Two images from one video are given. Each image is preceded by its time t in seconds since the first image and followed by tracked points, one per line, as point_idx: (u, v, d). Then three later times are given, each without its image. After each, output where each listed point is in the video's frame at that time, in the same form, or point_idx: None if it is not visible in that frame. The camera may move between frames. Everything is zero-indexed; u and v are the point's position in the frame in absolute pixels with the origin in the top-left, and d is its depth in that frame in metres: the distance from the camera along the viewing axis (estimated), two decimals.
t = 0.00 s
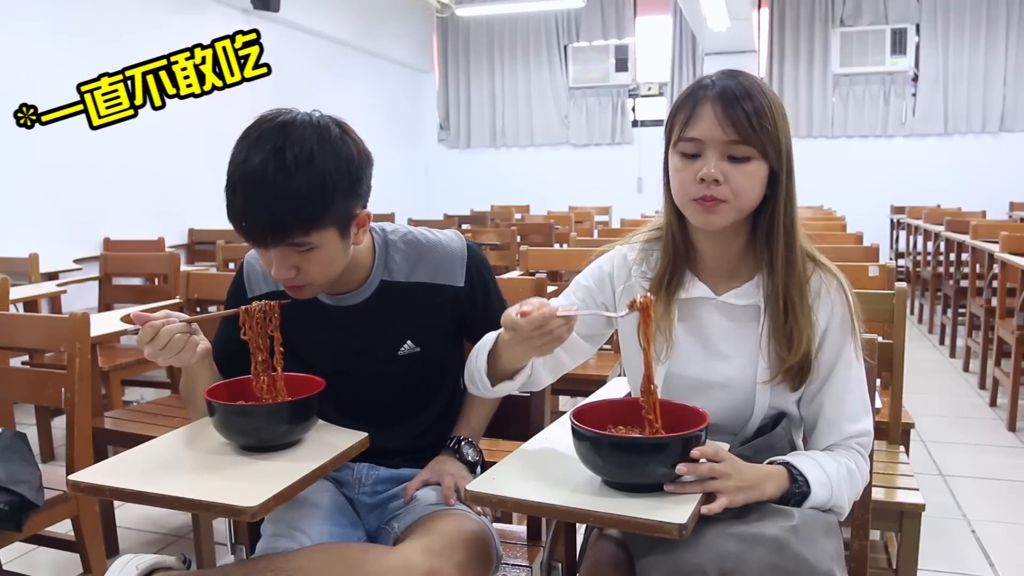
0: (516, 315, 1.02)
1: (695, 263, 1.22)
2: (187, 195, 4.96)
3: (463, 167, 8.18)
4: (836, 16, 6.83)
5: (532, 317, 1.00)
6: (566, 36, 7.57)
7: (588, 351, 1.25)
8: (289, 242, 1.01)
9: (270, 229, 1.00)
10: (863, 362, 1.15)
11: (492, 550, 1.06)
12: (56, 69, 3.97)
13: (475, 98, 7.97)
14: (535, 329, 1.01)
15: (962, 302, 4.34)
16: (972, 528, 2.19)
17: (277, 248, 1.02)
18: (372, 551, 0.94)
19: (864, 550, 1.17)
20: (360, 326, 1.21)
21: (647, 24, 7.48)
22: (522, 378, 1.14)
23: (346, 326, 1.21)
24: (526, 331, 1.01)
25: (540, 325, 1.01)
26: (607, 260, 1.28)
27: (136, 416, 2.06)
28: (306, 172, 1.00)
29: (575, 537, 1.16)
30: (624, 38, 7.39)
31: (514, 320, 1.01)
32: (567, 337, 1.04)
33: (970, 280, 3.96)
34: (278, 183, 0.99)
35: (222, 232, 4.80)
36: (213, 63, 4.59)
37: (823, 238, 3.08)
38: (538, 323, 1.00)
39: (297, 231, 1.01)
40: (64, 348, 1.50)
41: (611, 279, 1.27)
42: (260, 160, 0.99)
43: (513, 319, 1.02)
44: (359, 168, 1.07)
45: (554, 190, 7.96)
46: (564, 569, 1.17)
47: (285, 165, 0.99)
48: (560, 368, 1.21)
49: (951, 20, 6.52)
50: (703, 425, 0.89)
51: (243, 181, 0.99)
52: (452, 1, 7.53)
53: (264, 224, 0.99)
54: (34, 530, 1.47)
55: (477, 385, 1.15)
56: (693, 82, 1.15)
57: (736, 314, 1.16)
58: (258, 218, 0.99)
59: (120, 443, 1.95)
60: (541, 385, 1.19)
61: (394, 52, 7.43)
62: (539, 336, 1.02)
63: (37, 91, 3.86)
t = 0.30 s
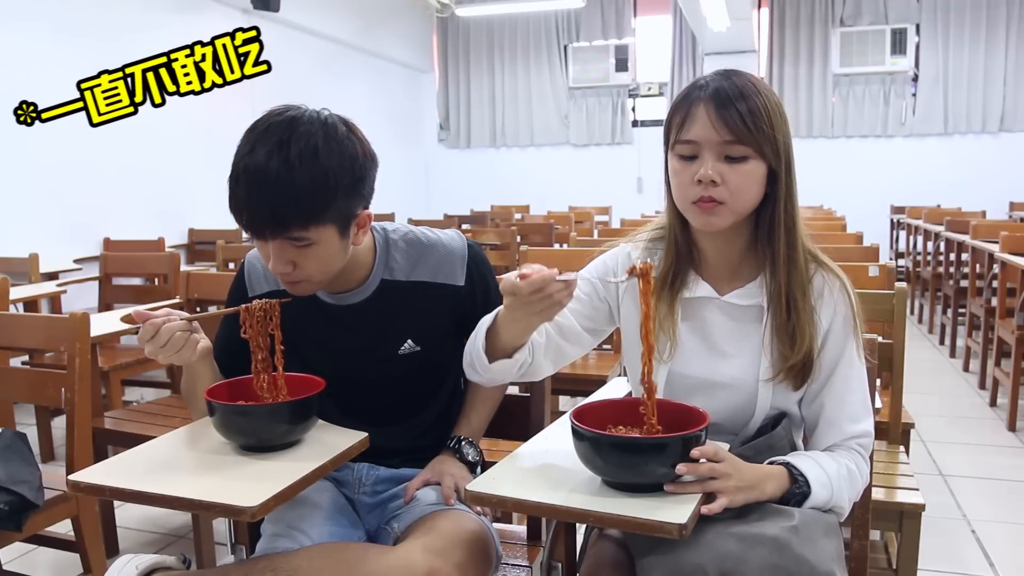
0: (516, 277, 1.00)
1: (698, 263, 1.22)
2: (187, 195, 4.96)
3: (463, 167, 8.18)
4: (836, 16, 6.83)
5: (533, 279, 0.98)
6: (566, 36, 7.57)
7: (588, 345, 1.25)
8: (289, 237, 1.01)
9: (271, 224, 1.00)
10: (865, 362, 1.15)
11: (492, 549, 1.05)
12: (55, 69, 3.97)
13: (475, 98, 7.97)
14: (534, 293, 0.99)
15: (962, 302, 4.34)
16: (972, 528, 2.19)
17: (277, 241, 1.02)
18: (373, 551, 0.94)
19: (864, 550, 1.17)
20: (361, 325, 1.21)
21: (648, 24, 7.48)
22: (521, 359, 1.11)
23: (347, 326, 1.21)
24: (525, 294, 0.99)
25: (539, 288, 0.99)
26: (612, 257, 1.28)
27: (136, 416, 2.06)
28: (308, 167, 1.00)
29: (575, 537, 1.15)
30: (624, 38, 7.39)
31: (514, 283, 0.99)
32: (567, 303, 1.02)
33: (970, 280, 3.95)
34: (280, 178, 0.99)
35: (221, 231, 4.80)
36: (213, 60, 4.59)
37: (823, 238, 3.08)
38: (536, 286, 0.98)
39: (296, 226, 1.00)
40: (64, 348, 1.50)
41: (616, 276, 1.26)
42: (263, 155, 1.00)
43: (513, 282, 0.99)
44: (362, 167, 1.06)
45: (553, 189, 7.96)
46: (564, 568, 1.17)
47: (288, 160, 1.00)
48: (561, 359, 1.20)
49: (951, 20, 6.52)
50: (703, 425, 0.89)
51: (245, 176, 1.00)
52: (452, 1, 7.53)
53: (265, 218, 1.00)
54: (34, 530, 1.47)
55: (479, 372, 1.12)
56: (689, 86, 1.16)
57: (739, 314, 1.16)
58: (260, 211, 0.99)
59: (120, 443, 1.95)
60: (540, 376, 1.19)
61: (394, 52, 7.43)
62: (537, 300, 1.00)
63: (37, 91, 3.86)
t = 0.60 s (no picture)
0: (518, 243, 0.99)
1: (699, 262, 1.22)
2: (186, 195, 4.96)
3: (463, 167, 8.18)
4: (836, 16, 6.83)
5: (534, 246, 0.98)
6: (566, 36, 7.57)
7: (592, 339, 1.25)
8: (286, 237, 1.01)
9: (269, 224, 1.00)
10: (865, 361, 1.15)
11: (492, 549, 1.05)
12: (55, 69, 3.97)
13: (475, 98, 7.97)
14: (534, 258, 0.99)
15: (962, 302, 4.34)
16: (972, 528, 2.19)
17: (274, 240, 1.02)
18: (373, 551, 0.94)
19: (864, 550, 1.18)
20: (361, 325, 1.21)
21: (647, 24, 7.48)
22: (523, 341, 1.10)
23: (347, 326, 1.21)
24: (526, 261, 0.99)
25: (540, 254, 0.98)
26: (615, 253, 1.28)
27: (136, 416, 2.06)
28: (305, 166, 1.00)
29: (575, 538, 1.15)
30: (624, 38, 7.39)
31: (515, 251, 0.99)
32: (569, 273, 1.01)
33: (970, 280, 3.96)
34: (278, 178, 0.99)
35: (221, 231, 4.80)
36: (213, 69, 4.56)
37: (823, 238, 3.08)
38: (537, 251, 0.98)
39: (294, 226, 1.00)
40: (64, 348, 1.50)
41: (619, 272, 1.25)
42: (261, 155, 1.00)
43: (514, 251, 0.99)
44: (359, 167, 1.07)
45: (553, 189, 7.97)
46: (564, 568, 1.17)
47: (285, 161, 1.00)
48: (562, 351, 1.20)
49: (951, 20, 6.52)
50: (703, 425, 0.89)
51: (243, 176, 1.00)
52: (452, 1, 7.53)
53: (262, 217, 1.00)
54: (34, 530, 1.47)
55: (478, 359, 1.11)
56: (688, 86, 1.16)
57: (740, 314, 1.16)
58: (256, 212, 1.00)
59: (120, 443, 1.95)
60: (542, 367, 1.18)
61: (394, 52, 7.43)
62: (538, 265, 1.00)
63: (36, 91, 3.86)
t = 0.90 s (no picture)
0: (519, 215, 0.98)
1: (701, 262, 1.22)
2: (186, 195, 4.96)
3: (463, 167, 8.18)
4: (836, 16, 6.83)
5: (533, 216, 0.97)
6: (566, 36, 7.57)
7: (596, 334, 1.25)
8: (286, 237, 1.01)
9: (268, 225, 1.00)
10: (866, 361, 1.15)
11: (492, 550, 1.05)
12: (55, 69, 3.97)
13: (475, 98, 7.97)
14: (534, 228, 0.98)
15: (962, 302, 4.34)
16: (972, 528, 2.19)
17: (274, 240, 1.01)
18: (373, 551, 0.94)
19: (864, 550, 1.17)
20: (361, 325, 1.21)
21: (648, 24, 7.48)
22: (524, 327, 1.08)
23: (347, 326, 1.21)
24: (526, 232, 0.98)
25: (540, 224, 0.97)
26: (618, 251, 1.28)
27: (136, 416, 2.06)
28: (304, 164, 1.00)
29: (574, 538, 1.16)
30: (624, 38, 7.39)
31: (515, 224, 0.98)
32: (569, 245, 0.99)
33: (970, 280, 3.96)
34: (277, 178, 0.99)
35: (221, 231, 4.80)
36: (212, 66, 4.62)
37: (823, 238, 3.09)
38: (537, 222, 0.97)
39: (294, 227, 1.00)
40: (64, 348, 1.50)
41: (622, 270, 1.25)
42: (259, 155, 1.00)
43: (514, 223, 0.98)
44: (358, 167, 1.07)
45: (553, 189, 7.97)
46: (564, 568, 1.17)
47: (284, 161, 1.00)
48: (566, 347, 1.20)
49: (951, 20, 6.52)
50: (703, 425, 0.89)
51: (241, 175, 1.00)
52: (452, 1, 7.53)
53: (261, 217, 0.99)
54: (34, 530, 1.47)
55: (481, 350, 1.10)
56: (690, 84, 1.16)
57: (741, 314, 1.16)
58: (255, 212, 0.99)
59: (120, 443, 1.95)
60: (546, 361, 1.18)
61: (394, 52, 7.42)
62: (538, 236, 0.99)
63: (36, 91, 3.86)
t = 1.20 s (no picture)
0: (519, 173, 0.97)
1: (702, 261, 1.21)
2: (186, 195, 4.96)
3: (463, 167, 8.18)
4: (836, 17, 6.83)
5: (534, 173, 0.95)
6: (566, 36, 7.57)
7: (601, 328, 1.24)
8: (281, 238, 1.01)
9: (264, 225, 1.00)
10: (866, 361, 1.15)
11: (491, 550, 1.05)
12: (55, 69, 3.97)
13: (475, 98, 7.97)
14: (533, 188, 0.96)
15: (962, 302, 4.34)
16: (972, 528, 2.19)
17: (270, 240, 1.02)
18: (373, 551, 0.94)
19: (864, 550, 1.17)
20: (360, 325, 1.21)
21: (648, 24, 7.48)
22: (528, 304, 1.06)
23: (347, 326, 1.21)
24: (525, 191, 0.96)
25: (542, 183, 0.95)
26: (620, 248, 1.28)
27: (135, 416, 2.06)
28: (301, 165, 1.00)
29: (575, 538, 1.16)
30: (624, 38, 7.39)
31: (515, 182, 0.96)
32: (571, 205, 0.97)
33: (970, 280, 3.95)
34: (274, 179, 0.99)
35: (221, 231, 4.80)
36: (213, 57, 4.61)
37: (824, 239, 3.09)
38: (538, 180, 0.95)
39: (289, 228, 1.01)
40: (64, 348, 1.50)
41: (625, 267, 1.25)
42: (258, 155, 1.00)
43: (515, 180, 0.96)
44: (359, 169, 1.07)
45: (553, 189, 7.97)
46: (564, 568, 1.18)
47: (282, 163, 1.00)
48: (572, 339, 1.20)
49: (951, 20, 6.52)
50: (703, 425, 0.89)
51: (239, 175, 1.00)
52: (452, 1, 7.52)
53: (256, 216, 1.00)
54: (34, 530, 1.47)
55: (484, 335, 1.09)
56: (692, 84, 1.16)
57: (743, 313, 1.16)
58: (251, 213, 1.00)
59: (120, 443, 1.95)
60: (549, 351, 1.17)
61: (394, 52, 7.42)
62: (539, 196, 0.96)
63: (36, 91, 3.86)
